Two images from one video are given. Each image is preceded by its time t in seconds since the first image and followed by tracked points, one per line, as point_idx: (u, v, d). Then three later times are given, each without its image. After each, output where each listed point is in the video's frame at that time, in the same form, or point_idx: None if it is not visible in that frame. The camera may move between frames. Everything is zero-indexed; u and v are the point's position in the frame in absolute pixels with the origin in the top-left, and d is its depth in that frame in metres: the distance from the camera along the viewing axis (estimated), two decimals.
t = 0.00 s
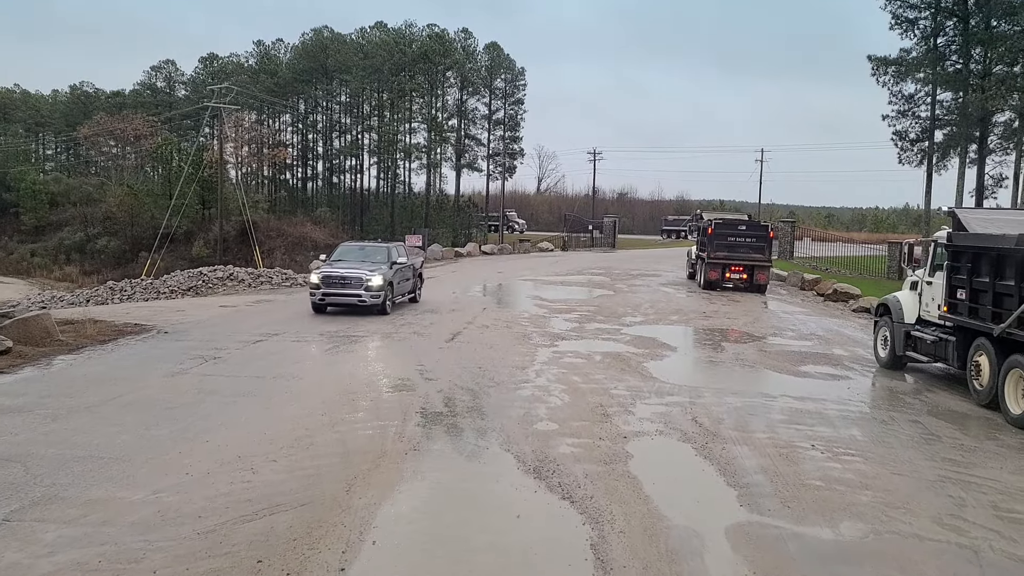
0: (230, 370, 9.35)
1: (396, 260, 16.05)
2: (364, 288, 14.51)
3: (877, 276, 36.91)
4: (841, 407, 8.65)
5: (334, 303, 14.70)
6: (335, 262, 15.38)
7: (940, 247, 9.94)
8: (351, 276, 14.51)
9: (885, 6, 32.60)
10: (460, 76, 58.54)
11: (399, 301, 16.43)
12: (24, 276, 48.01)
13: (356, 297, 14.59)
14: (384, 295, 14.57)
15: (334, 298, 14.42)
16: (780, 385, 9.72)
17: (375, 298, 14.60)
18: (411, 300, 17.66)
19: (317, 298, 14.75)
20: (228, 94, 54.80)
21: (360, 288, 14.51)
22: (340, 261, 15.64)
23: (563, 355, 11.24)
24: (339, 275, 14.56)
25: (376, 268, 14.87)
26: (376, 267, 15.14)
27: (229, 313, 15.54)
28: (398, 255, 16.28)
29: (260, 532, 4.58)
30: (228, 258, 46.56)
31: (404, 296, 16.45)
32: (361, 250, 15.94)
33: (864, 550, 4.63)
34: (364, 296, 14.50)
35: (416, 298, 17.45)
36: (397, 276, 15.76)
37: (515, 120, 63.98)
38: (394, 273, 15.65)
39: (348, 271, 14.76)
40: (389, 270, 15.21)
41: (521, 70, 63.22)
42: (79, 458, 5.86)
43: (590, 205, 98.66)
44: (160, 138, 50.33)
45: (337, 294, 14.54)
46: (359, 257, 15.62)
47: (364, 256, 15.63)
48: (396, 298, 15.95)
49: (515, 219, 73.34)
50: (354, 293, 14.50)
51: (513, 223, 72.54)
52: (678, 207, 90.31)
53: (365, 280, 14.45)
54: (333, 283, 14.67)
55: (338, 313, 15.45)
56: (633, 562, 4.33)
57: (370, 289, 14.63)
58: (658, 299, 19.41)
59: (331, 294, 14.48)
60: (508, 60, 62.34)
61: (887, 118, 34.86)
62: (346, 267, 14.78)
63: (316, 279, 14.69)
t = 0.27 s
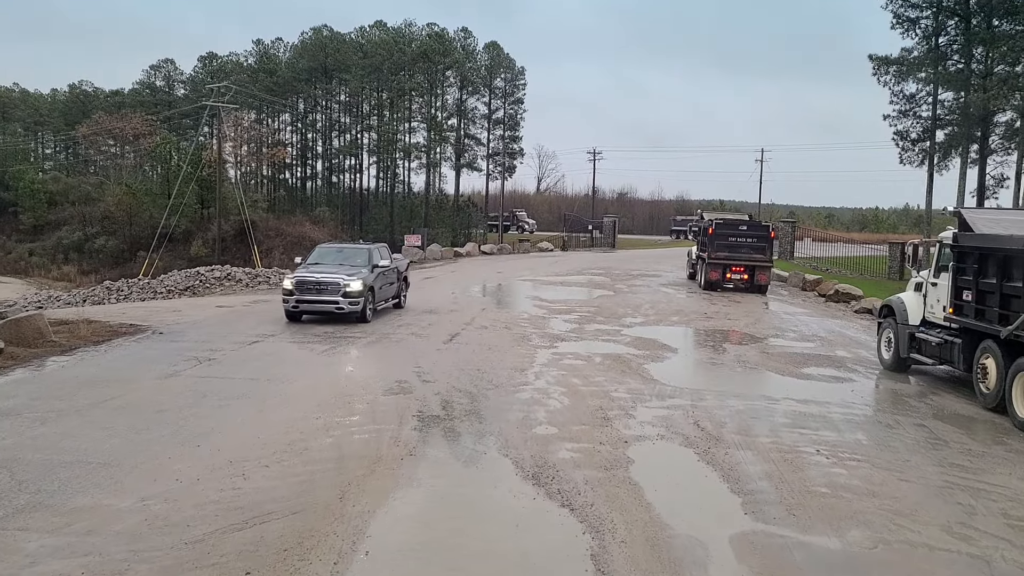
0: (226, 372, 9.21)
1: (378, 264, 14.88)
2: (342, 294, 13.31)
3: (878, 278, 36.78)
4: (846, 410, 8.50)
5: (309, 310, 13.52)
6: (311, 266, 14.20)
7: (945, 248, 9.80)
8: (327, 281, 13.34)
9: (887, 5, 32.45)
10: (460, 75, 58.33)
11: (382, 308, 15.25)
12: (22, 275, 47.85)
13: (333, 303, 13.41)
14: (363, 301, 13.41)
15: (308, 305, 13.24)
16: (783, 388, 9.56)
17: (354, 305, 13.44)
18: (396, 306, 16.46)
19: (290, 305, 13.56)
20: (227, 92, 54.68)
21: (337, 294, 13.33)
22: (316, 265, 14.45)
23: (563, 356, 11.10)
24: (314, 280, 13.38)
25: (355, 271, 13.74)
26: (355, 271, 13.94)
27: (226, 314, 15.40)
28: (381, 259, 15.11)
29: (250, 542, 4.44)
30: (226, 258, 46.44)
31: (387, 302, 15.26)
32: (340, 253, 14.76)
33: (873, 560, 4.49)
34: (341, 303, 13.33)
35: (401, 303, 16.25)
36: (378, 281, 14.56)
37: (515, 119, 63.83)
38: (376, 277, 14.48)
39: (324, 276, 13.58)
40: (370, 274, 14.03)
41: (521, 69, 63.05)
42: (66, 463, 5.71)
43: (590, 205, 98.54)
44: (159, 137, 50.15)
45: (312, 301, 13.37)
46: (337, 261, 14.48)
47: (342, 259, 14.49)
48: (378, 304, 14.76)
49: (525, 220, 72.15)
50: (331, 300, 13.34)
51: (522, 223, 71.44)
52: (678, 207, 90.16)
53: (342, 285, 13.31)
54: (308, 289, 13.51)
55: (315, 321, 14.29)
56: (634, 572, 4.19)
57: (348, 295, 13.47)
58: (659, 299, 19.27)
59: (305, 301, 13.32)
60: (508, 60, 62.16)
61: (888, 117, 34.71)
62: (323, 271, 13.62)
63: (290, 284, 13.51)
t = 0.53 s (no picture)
0: (220, 374, 9.06)
1: (357, 267, 13.48)
2: (315, 301, 11.91)
3: (879, 278, 36.63)
4: (850, 414, 8.37)
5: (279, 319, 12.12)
6: (283, 269, 12.78)
7: (951, 249, 9.64)
8: (299, 287, 11.93)
9: (889, 4, 32.28)
10: (460, 75, 58.15)
11: (362, 315, 13.85)
12: (20, 274, 47.70)
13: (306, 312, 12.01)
14: (340, 309, 12.03)
15: (278, 314, 11.85)
16: (786, 391, 9.38)
17: (329, 314, 12.05)
18: (377, 312, 15.07)
19: (258, 314, 12.14)
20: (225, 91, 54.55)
21: (310, 302, 11.94)
22: (288, 268, 13.02)
23: (562, 358, 10.94)
24: (285, 286, 11.98)
25: (331, 276, 12.36)
26: (331, 276, 12.54)
27: (222, 314, 15.25)
28: (361, 262, 13.71)
29: (238, 553, 4.28)
30: (225, 257, 46.34)
31: (368, 309, 13.87)
32: (315, 255, 13.34)
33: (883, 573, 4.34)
34: (315, 311, 11.93)
35: (383, 310, 14.86)
36: (358, 286, 13.16)
37: (515, 119, 63.69)
38: (356, 283, 13.08)
39: (296, 281, 12.18)
40: (348, 279, 12.64)
41: (521, 68, 62.88)
42: (52, 470, 5.56)
43: (590, 205, 98.41)
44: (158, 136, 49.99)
45: (282, 309, 11.96)
46: (312, 264, 13.08)
47: (317, 261, 13.08)
48: (357, 312, 13.37)
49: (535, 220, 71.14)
50: (303, 308, 11.93)
51: (532, 223, 70.38)
52: (678, 207, 90.00)
53: (316, 291, 11.92)
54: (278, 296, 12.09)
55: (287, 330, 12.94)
56: None
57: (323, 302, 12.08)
58: (659, 300, 19.13)
59: (275, 309, 11.92)
60: (508, 59, 62.00)
61: (889, 118, 34.56)
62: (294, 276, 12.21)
63: (258, 290, 12.09)
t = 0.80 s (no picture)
0: (212, 377, 8.88)
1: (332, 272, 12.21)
2: (282, 310, 10.62)
3: (879, 279, 36.50)
4: (854, 418, 8.21)
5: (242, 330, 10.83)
6: (248, 274, 11.48)
7: (957, 249, 9.49)
8: (263, 294, 10.64)
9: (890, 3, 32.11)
10: (459, 74, 57.97)
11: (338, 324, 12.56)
12: (17, 273, 47.46)
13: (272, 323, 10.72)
14: (309, 319, 10.75)
15: (241, 324, 10.59)
16: (788, 395, 9.20)
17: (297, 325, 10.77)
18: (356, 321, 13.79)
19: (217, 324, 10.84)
20: (223, 90, 54.39)
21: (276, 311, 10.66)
22: (255, 273, 11.72)
23: (561, 360, 10.79)
24: (248, 293, 10.68)
25: (301, 282, 11.10)
26: (301, 281, 11.26)
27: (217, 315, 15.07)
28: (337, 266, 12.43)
29: (224, 565, 4.14)
30: (223, 257, 46.18)
31: (345, 318, 12.57)
32: (285, 258, 12.05)
33: None
34: (282, 322, 10.65)
35: (363, 318, 13.57)
36: (332, 293, 11.87)
37: (515, 118, 63.53)
38: (330, 289, 11.79)
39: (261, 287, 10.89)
40: (320, 285, 11.36)
41: (520, 68, 62.72)
42: (35, 476, 5.40)
43: (589, 204, 98.29)
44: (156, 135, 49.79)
45: (246, 319, 10.67)
46: (282, 268, 11.79)
47: (287, 266, 11.79)
48: (331, 321, 12.08)
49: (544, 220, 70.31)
50: (268, 317, 10.64)
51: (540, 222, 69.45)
52: (678, 207, 89.87)
53: (283, 299, 10.65)
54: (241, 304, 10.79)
55: (254, 342, 11.68)
56: None
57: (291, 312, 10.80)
58: (659, 301, 18.98)
59: (237, 319, 10.64)
60: (508, 59, 61.82)
61: (890, 117, 34.41)
62: (260, 282, 10.92)
63: (218, 298, 10.79)
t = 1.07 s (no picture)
0: (203, 381, 8.70)
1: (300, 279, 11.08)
2: (241, 321, 9.48)
3: (880, 280, 36.33)
4: (859, 423, 8.03)
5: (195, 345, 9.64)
6: (203, 282, 10.31)
7: (962, 251, 9.33)
8: (220, 303, 9.51)
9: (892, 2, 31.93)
10: (459, 74, 57.79)
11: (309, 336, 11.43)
12: (15, 274, 47.25)
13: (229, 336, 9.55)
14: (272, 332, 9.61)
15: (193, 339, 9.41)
16: (792, 399, 9.02)
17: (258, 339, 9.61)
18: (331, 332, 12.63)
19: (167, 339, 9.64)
20: (222, 89, 54.27)
21: (234, 323, 9.50)
22: (213, 280, 10.57)
23: (560, 363, 10.63)
24: (202, 303, 9.53)
25: (263, 290, 9.98)
26: (264, 289, 10.12)
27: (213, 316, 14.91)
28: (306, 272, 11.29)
29: None
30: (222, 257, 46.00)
31: (316, 328, 11.44)
32: (247, 264, 10.90)
33: None
34: (240, 335, 9.49)
35: (338, 329, 12.44)
36: (300, 302, 10.74)
37: (515, 119, 63.36)
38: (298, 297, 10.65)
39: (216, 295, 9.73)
40: (285, 293, 10.23)
41: (520, 68, 62.58)
42: (16, 485, 5.23)
43: (590, 205, 98.16)
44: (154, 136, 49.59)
45: (199, 332, 9.50)
46: (243, 274, 10.64)
47: (249, 272, 10.65)
48: (300, 332, 10.94)
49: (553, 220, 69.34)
50: (224, 330, 9.48)
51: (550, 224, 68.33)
52: (678, 207, 89.74)
53: (241, 309, 9.49)
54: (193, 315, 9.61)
55: (214, 356, 10.57)
56: None
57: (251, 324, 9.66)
58: (660, 302, 18.79)
59: (189, 332, 9.45)
60: (507, 59, 61.65)
61: (892, 117, 34.24)
62: (217, 290, 9.77)
63: (168, 308, 9.61)
